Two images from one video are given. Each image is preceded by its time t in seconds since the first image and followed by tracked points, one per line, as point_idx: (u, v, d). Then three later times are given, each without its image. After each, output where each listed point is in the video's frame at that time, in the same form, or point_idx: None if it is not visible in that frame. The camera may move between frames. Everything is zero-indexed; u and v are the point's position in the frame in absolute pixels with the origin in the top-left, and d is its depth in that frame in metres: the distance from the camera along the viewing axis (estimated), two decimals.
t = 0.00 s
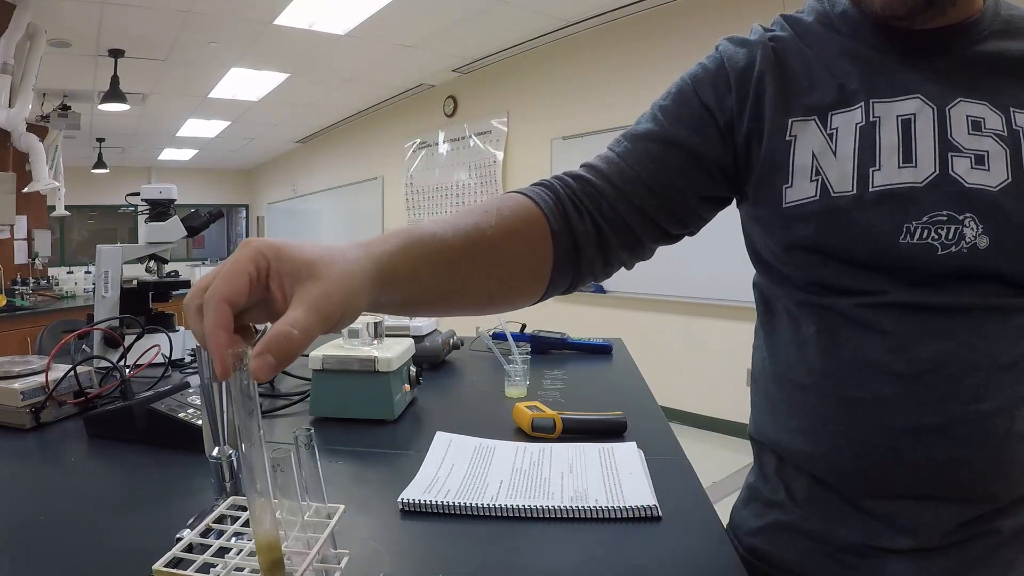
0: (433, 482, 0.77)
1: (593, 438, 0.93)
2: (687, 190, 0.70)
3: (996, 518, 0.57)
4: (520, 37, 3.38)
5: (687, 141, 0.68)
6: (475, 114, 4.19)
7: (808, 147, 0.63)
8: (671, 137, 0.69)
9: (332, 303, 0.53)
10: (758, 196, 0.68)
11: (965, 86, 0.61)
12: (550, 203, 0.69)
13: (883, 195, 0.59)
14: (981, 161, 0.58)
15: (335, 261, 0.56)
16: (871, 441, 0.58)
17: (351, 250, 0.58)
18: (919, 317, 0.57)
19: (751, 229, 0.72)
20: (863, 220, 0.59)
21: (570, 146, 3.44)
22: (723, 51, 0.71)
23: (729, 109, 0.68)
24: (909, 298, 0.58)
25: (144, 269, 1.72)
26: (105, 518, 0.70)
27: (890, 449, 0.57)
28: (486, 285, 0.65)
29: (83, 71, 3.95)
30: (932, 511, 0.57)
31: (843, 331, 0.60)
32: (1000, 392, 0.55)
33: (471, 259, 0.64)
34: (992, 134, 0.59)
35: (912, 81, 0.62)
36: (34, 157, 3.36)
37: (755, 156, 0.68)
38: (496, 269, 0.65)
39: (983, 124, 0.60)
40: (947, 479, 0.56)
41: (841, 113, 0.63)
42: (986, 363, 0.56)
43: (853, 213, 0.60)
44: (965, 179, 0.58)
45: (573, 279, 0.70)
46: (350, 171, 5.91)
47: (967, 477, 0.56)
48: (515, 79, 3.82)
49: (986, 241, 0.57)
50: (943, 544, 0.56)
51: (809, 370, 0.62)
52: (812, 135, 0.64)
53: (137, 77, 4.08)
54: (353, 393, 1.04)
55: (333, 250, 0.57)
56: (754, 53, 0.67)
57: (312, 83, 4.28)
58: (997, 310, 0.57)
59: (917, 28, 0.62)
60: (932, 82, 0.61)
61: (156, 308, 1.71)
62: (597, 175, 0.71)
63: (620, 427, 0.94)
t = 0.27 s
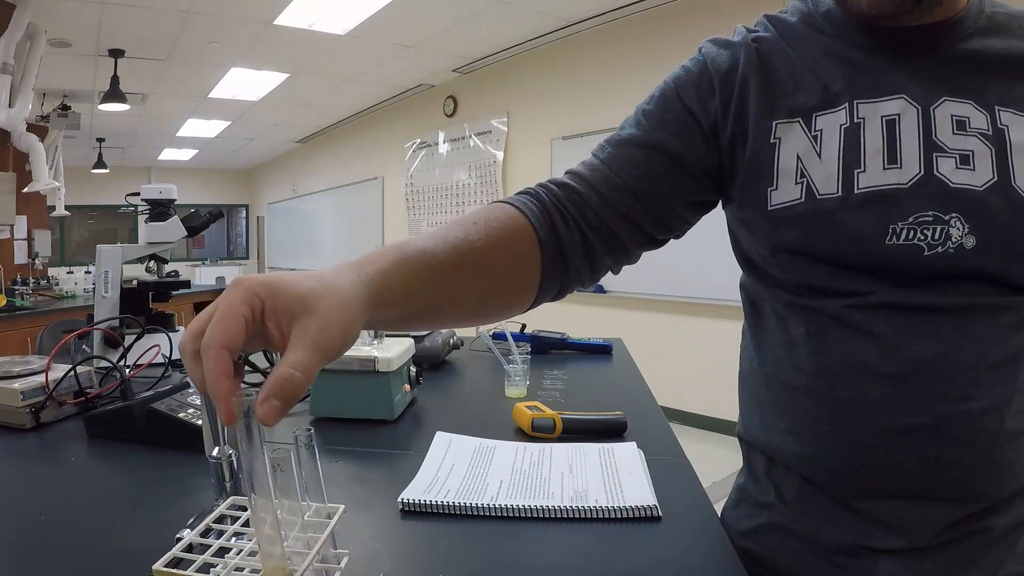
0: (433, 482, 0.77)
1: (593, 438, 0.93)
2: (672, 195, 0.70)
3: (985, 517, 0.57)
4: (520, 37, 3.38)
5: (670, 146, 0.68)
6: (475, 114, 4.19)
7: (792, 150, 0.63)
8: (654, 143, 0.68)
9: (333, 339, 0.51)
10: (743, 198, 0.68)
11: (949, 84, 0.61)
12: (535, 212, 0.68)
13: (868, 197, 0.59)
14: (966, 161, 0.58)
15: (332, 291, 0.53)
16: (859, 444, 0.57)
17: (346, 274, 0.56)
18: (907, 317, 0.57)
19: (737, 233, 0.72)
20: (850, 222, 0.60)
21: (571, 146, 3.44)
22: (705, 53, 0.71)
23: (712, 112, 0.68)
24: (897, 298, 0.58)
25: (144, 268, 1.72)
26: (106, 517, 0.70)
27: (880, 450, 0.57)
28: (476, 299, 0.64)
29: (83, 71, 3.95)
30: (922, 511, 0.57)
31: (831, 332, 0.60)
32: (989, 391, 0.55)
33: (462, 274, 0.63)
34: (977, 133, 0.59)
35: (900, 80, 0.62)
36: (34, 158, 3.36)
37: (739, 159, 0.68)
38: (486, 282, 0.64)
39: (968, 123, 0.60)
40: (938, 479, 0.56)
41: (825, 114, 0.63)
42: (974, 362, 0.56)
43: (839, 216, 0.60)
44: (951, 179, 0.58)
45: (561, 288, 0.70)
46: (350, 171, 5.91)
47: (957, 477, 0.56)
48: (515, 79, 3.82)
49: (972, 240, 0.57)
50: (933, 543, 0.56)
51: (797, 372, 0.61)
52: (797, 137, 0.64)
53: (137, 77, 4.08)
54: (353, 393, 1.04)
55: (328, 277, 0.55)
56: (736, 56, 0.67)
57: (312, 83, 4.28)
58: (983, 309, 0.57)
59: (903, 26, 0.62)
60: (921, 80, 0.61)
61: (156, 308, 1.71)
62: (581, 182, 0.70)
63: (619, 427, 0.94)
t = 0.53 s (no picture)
0: (433, 482, 0.77)
1: (593, 438, 0.93)
2: (663, 202, 0.70)
3: (982, 517, 0.57)
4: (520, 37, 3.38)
5: (660, 152, 0.68)
6: (475, 114, 4.18)
7: (781, 154, 0.63)
8: (644, 150, 0.68)
9: (355, 368, 0.50)
10: (734, 203, 0.68)
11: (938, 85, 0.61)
12: (529, 222, 0.67)
13: (858, 199, 0.59)
14: (956, 161, 0.58)
15: (345, 316, 0.51)
16: (853, 446, 0.57)
17: (350, 295, 0.54)
18: (899, 317, 0.57)
19: (729, 235, 0.72)
20: (841, 224, 0.60)
21: (571, 146, 3.44)
22: (693, 58, 0.71)
23: (701, 117, 0.68)
24: (889, 299, 0.58)
25: (144, 268, 1.72)
26: (106, 518, 0.70)
27: (874, 451, 0.57)
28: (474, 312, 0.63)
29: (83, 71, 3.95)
30: (919, 511, 0.56)
31: (824, 334, 0.60)
32: (982, 391, 0.55)
33: (461, 287, 0.62)
34: (967, 133, 0.59)
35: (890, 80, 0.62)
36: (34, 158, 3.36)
37: (729, 162, 0.67)
38: (483, 294, 0.63)
39: (957, 124, 0.60)
40: (933, 479, 0.56)
41: (814, 117, 0.63)
42: (967, 362, 0.56)
43: (829, 218, 0.60)
44: (940, 179, 0.58)
45: (555, 296, 0.69)
46: (350, 171, 5.91)
47: (952, 477, 0.56)
48: (515, 79, 3.82)
49: (963, 241, 0.57)
50: (929, 543, 0.56)
51: (790, 375, 0.61)
52: (785, 140, 0.64)
53: (137, 77, 4.09)
54: (353, 393, 1.04)
55: (333, 301, 0.52)
56: (724, 61, 0.67)
57: (312, 83, 4.28)
58: (976, 309, 0.57)
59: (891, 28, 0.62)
60: (911, 81, 0.61)
61: (156, 308, 1.71)
62: (573, 190, 0.70)
63: (620, 427, 0.94)
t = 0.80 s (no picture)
0: (433, 482, 0.77)
1: (593, 438, 0.93)
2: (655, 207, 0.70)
3: (980, 516, 0.57)
4: (520, 37, 3.37)
5: (652, 158, 0.68)
6: (475, 114, 4.18)
7: (772, 157, 0.63)
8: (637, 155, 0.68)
9: (354, 386, 0.50)
10: (726, 205, 0.68)
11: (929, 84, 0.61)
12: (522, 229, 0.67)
13: (849, 200, 0.60)
14: (947, 161, 0.58)
15: (341, 332, 0.51)
16: (850, 447, 0.57)
17: (347, 310, 0.53)
18: (894, 318, 0.57)
19: (723, 238, 0.72)
20: (834, 225, 0.60)
21: (571, 146, 3.44)
22: (684, 63, 0.71)
23: (691, 122, 0.68)
24: (883, 299, 0.58)
25: (144, 268, 1.72)
26: (107, 518, 0.70)
27: (869, 452, 0.57)
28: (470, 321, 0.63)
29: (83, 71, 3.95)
30: (916, 511, 0.56)
31: (820, 335, 0.60)
32: (976, 390, 0.55)
33: (456, 297, 0.61)
34: (957, 133, 0.59)
35: (880, 80, 0.62)
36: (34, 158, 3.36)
37: (720, 165, 0.67)
38: (478, 304, 0.63)
39: (947, 124, 0.60)
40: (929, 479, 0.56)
41: (804, 119, 0.63)
42: (962, 362, 0.56)
43: (822, 220, 0.60)
44: (932, 180, 0.58)
45: (548, 302, 0.69)
46: (350, 171, 5.91)
47: (949, 476, 0.55)
48: (515, 78, 3.82)
49: (956, 240, 0.57)
50: (928, 543, 0.56)
51: (786, 378, 0.61)
52: (776, 143, 0.64)
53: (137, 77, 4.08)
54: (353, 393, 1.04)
55: (327, 317, 0.52)
56: (714, 65, 0.67)
57: (311, 83, 4.28)
58: (970, 308, 0.57)
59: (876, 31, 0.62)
60: (901, 81, 0.61)
61: (156, 308, 1.71)
62: (565, 196, 0.70)
63: (620, 427, 0.94)
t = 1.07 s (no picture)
0: (433, 482, 0.77)
1: (593, 438, 0.93)
2: (651, 207, 0.70)
3: (979, 515, 0.57)
4: (519, 37, 3.37)
5: (647, 159, 0.68)
6: (475, 114, 4.18)
7: (768, 158, 0.63)
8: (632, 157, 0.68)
9: (353, 397, 0.50)
10: (723, 206, 0.68)
11: (925, 84, 0.61)
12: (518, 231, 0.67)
13: (846, 200, 0.59)
14: (943, 160, 0.58)
15: (337, 340, 0.50)
16: (848, 447, 0.57)
17: (343, 317, 0.53)
18: (892, 318, 0.57)
19: (719, 238, 0.72)
20: (831, 225, 0.60)
21: (571, 146, 3.44)
22: (680, 63, 0.71)
23: (687, 122, 0.68)
24: (881, 298, 0.58)
25: (144, 268, 1.72)
26: (108, 518, 0.70)
27: (867, 452, 0.57)
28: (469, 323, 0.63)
29: (83, 71, 3.95)
30: (916, 511, 0.56)
31: (817, 336, 0.59)
32: (974, 389, 0.55)
33: (454, 301, 0.61)
34: (954, 132, 0.59)
35: (876, 80, 0.62)
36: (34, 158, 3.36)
37: (716, 166, 0.67)
38: (475, 308, 0.63)
39: (942, 123, 0.60)
40: (928, 478, 0.56)
41: (801, 120, 0.63)
42: (960, 360, 0.55)
43: (819, 220, 0.60)
44: (928, 179, 0.58)
45: (544, 303, 0.69)
46: (350, 171, 5.91)
47: (948, 475, 0.55)
48: (515, 78, 3.82)
49: (953, 240, 0.57)
50: (928, 543, 0.56)
51: (783, 378, 0.61)
52: (773, 143, 0.64)
53: (137, 77, 4.08)
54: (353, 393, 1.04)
55: (323, 325, 0.51)
56: (710, 66, 0.68)
57: (311, 83, 4.28)
58: (967, 307, 0.56)
59: (872, 30, 0.62)
60: (897, 81, 0.61)
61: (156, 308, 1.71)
62: (561, 197, 0.69)
63: (620, 427, 0.94)
